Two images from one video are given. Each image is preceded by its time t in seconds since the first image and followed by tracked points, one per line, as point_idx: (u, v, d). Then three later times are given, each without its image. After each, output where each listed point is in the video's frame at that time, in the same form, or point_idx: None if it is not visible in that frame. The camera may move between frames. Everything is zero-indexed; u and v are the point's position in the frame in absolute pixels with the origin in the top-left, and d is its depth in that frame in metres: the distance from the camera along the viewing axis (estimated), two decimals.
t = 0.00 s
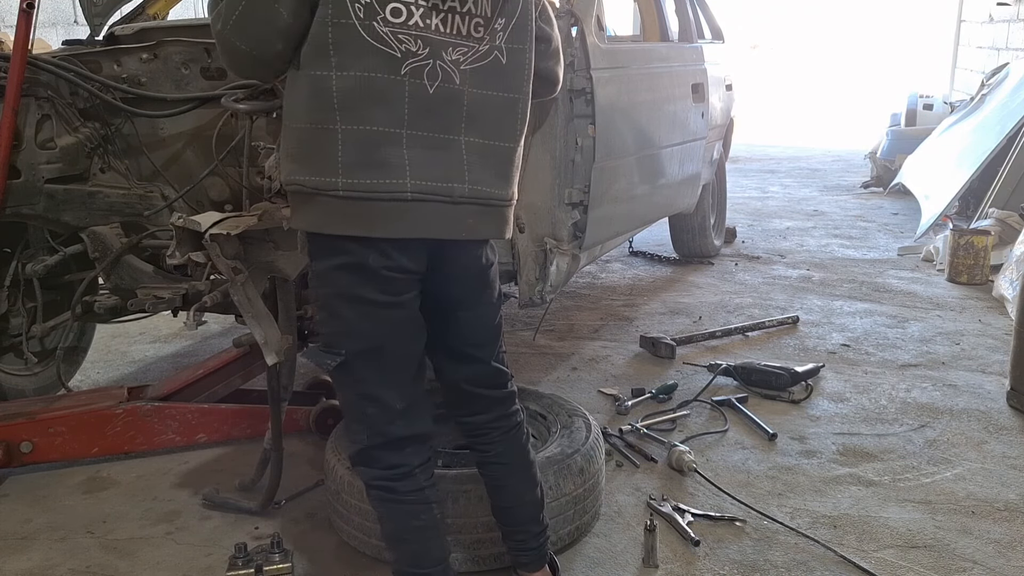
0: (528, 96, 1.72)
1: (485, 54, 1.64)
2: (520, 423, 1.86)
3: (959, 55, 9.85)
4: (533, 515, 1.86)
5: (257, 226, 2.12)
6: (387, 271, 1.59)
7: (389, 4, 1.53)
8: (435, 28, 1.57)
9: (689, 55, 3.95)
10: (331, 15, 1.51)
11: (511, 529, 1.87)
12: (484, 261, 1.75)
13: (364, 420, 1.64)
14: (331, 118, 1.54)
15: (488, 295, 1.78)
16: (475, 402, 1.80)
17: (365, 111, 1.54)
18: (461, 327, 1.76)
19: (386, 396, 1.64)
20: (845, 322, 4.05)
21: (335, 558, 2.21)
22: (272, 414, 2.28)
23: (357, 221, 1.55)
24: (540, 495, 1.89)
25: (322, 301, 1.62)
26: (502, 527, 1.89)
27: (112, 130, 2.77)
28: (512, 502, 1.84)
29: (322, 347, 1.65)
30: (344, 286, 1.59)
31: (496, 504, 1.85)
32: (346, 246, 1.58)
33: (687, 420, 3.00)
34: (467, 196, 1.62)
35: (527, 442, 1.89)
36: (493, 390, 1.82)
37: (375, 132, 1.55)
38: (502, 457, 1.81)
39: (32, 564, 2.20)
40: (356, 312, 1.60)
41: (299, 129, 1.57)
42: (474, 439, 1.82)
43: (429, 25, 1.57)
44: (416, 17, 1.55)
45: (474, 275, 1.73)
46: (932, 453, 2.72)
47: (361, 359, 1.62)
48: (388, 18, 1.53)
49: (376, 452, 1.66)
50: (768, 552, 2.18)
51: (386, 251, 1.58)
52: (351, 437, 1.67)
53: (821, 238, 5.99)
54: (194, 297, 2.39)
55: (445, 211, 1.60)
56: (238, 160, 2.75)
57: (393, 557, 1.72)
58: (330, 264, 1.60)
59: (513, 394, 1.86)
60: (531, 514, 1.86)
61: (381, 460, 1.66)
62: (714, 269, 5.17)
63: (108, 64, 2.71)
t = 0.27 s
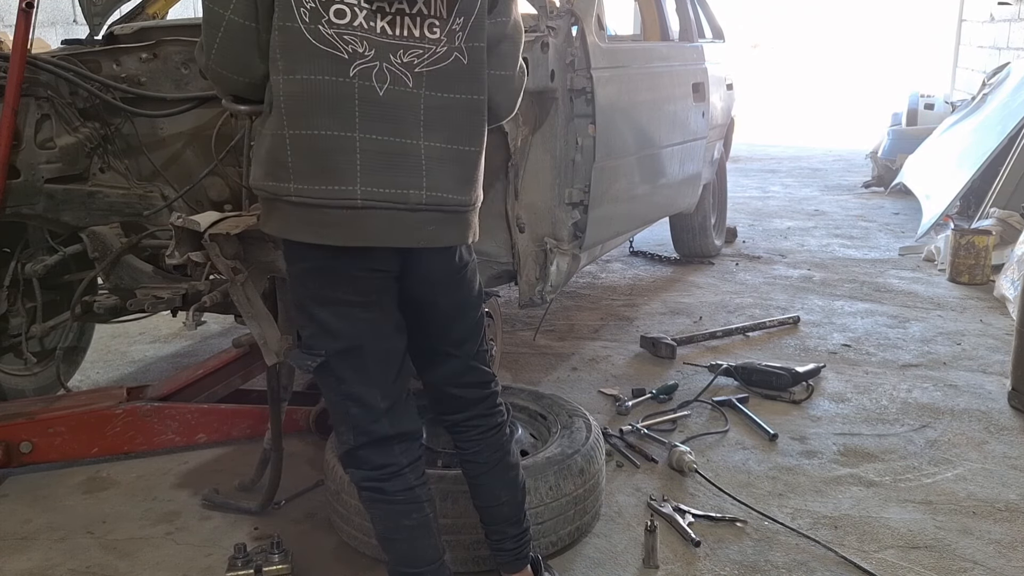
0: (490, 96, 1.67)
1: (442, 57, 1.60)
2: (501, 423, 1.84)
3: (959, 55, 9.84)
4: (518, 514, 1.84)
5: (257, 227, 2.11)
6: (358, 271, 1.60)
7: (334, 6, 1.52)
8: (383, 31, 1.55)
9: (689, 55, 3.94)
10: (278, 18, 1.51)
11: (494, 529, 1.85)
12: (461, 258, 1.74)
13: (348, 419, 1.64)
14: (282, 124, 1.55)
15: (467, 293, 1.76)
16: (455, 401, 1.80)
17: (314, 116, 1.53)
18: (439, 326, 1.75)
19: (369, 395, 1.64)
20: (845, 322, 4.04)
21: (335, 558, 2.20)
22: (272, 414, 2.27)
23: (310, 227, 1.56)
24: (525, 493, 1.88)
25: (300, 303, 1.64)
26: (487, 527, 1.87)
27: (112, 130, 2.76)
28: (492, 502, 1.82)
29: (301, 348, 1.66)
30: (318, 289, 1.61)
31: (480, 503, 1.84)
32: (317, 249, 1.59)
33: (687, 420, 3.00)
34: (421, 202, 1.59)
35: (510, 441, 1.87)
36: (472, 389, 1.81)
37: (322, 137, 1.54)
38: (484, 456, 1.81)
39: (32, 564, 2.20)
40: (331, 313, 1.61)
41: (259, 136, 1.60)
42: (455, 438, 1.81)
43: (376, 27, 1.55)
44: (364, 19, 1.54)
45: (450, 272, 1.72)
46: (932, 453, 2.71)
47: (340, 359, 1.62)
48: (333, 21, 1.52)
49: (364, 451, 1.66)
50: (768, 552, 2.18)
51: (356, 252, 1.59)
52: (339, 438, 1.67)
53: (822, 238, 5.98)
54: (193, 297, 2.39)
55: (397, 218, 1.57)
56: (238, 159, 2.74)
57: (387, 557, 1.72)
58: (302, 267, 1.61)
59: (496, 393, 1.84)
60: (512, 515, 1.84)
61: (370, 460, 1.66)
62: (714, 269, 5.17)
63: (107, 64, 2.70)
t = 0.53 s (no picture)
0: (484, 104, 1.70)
1: (439, 61, 1.62)
2: (502, 425, 1.84)
3: (960, 55, 9.83)
4: (515, 519, 1.84)
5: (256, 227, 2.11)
6: (352, 274, 1.59)
7: (332, 5, 1.52)
8: (382, 31, 1.55)
9: (689, 54, 3.94)
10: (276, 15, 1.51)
11: (489, 531, 1.84)
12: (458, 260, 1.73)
13: (343, 421, 1.65)
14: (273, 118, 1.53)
15: (465, 295, 1.75)
16: (454, 403, 1.80)
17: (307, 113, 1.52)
18: (437, 328, 1.74)
19: (363, 398, 1.64)
20: (846, 322, 4.04)
21: (335, 559, 2.20)
22: (270, 414, 2.27)
23: (299, 223, 1.54)
24: (524, 497, 1.87)
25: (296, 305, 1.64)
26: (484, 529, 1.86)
27: (111, 130, 2.76)
28: (489, 505, 1.82)
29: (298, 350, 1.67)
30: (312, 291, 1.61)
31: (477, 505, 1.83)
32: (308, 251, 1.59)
33: (688, 420, 2.99)
34: (411, 203, 1.59)
35: (509, 443, 1.87)
36: (472, 391, 1.80)
37: (314, 134, 1.53)
38: (483, 459, 1.81)
39: (31, 564, 2.20)
40: (325, 316, 1.61)
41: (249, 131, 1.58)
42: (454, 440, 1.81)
43: (376, 27, 1.55)
44: (363, 18, 1.54)
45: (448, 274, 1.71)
46: (933, 453, 2.71)
47: (334, 362, 1.62)
48: (332, 19, 1.52)
49: (358, 454, 1.66)
50: (769, 553, 2.17)
51: (350, 255, 1.58)
52: (335, 440, 1.68)
53: (822, 237, 5.98)
54: (192, 297, 2.38)
55: (387, 218, 1.57)
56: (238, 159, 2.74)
57: (384, 558, 1.72)
58: (295, 268, 1.61)
59: (497, 397, 1.84)
60: (512, 518, 1.84)
61: (365, 463, 1.66)
62: (714, 269, 5.16)
63: (107, 63, 2.69)
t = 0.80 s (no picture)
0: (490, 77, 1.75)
1: (455, 42, 1.65)
2: (512, 430, 1.84)
3: (960, 55, 9.84)
4: (521, 522, 1.83)
5: (256, 227, 2.11)
6: (373, 274, 1.58)
7: (354, 6, 1.52)
8: (403, 25, 1.56)
9: (689, 55, 3.94)
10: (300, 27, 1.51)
11: (495, 533, 1.84)
12: (474, 260, 1.72)
13: (355, 421, 1.64)
14: (314, 129, 1.55)
15: (481, 296, 1.75)
16: (466, 405, 1.79)
17: (347, 117, 1.54)
18: (452, 329, 1.74)
19: (377, 398, 1.63)
20: (846, 322, 4.04)
21: (335, 559, 2.20)
22: (270, 414, 2.26)
23: (349, 228, 1.56)
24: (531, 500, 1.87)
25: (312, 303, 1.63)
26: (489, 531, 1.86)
27: (111, 130, 2.76)
28: (497, 508, 1.82)
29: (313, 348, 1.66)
30: (330, 289, 1.59)
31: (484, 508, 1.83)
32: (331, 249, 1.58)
33: (688, 420, 2.99)
34: (456, 187, 1.64)
35: (519, 446, 1.86)
36: (485, 394, 1.79)
37: (357, 137, 1.55)
38: (491, 462, 1.80)
39: (31, 564, 2.20)
40: (343, 314, 1.60)
41: (285, 145, 1.59)
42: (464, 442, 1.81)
43: (395, 20, 1.56)
44: (382, 15, 1.54)
45: (461, 274, 1.71)
46: (933, 453, 2.71)
47: (350, 361, 1.62)
48: (356, 21, 1.52)
49: (369, 454, 1.65)
50: (769, 553, 2.17)
51: (371, 254, 1.58)
52: (346, 438, 1.67)
53: (822, 238, 5.98)
54: (192, 297, 2.38)
55: (435, 206, 1.62)
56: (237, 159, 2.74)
57: (389, 558, 1.72)
58: (319, 268, 1.60)
59: (508, 400, 1.84)
60: (520, 522, 1.84)
61: (374, 463, 1.65)
62: (714, 269, 5.16)
63: (107, 63, 2.69)
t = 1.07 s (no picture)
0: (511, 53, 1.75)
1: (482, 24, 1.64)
2: (529, 434, 1.84)
3: (959, 55, 9.83)
4: (529, 525, 1.84)
5: (256, 227, 2.11)
6: (410, 276, 1.58)
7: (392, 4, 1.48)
8: (438, 17, 1.54)
9: (689, 54, 3.94)
10: (340, 35, 1.47)
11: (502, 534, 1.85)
12: (505, 265, 1.72)
13: (378, 420, 1.65)
14: (359, 130, 1.52)
15: (511, 299, 1.75)
16: (487, 406, 1.79)
17: (393, 112, 1.52)
18: (481, 330, 1.74)
19: (402, 398, 1.64)
20: (846, 322, 4.04)
21: (336, 558, 2.20)
22: (271, 414, 2.26)
23: (400, 225, 1.54)
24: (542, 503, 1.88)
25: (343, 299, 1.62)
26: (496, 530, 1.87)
27: (111, 130, 2.76)
28: (509, 510, 1.82)
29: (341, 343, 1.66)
30: (365, 288, 1.58)
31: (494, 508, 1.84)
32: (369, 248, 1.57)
33: (688, 420, 2.99)
34: (500, 169, 1.65)
35: (535, 450, 1.87)
36: (507, 396, 1.80)
37: (404, 133, 1.53)
38: (507, 466, 1.80)
39: (31, 564, 2.20)
40: (376, 313, 1.59)
41: (323, 150, 1.55)
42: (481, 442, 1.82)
43: (431, 11, 1.53)
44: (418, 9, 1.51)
45: (493, 278, 1.71)
46: (933, 453, 2.71)
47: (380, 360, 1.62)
48: (393, 17, 1.49)
49: (387, 452, 1.67)
50: (769, 553, 2.17)
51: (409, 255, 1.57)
52: (366, 435, 1.68)
53: (822, 237, 5.98)
54: (193, 297, 2.38)
55: (483, 191, 1.62)
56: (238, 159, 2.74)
57: (399, 556, 1.72)
58: (355, 266, 1.59)
59: (529, 404, 1.84)
60: (528, 525, 1.84)
61: (393, 460, 1.67)
62: (714, 269, 5.16)
63: (107, 63, 2.69)
